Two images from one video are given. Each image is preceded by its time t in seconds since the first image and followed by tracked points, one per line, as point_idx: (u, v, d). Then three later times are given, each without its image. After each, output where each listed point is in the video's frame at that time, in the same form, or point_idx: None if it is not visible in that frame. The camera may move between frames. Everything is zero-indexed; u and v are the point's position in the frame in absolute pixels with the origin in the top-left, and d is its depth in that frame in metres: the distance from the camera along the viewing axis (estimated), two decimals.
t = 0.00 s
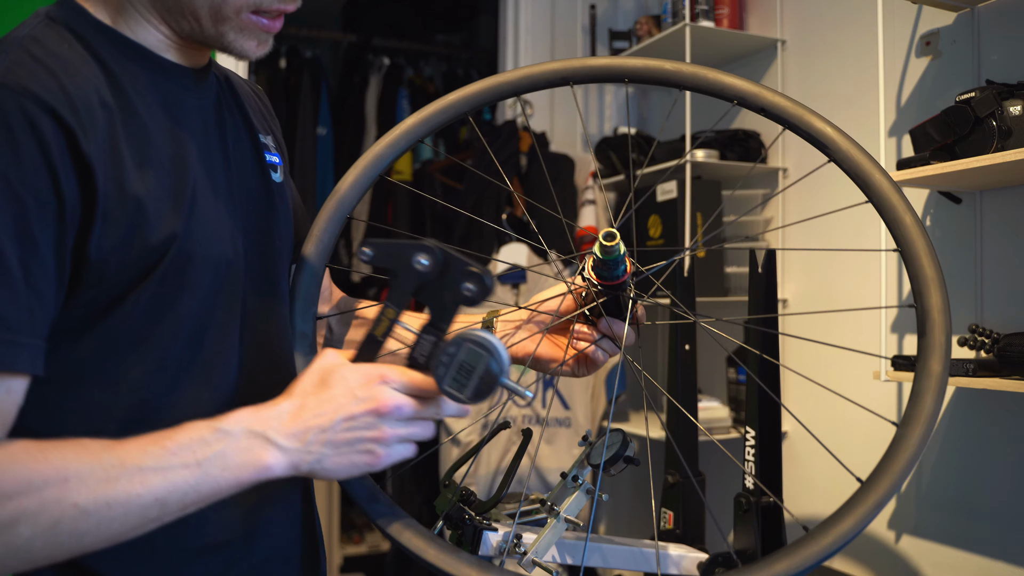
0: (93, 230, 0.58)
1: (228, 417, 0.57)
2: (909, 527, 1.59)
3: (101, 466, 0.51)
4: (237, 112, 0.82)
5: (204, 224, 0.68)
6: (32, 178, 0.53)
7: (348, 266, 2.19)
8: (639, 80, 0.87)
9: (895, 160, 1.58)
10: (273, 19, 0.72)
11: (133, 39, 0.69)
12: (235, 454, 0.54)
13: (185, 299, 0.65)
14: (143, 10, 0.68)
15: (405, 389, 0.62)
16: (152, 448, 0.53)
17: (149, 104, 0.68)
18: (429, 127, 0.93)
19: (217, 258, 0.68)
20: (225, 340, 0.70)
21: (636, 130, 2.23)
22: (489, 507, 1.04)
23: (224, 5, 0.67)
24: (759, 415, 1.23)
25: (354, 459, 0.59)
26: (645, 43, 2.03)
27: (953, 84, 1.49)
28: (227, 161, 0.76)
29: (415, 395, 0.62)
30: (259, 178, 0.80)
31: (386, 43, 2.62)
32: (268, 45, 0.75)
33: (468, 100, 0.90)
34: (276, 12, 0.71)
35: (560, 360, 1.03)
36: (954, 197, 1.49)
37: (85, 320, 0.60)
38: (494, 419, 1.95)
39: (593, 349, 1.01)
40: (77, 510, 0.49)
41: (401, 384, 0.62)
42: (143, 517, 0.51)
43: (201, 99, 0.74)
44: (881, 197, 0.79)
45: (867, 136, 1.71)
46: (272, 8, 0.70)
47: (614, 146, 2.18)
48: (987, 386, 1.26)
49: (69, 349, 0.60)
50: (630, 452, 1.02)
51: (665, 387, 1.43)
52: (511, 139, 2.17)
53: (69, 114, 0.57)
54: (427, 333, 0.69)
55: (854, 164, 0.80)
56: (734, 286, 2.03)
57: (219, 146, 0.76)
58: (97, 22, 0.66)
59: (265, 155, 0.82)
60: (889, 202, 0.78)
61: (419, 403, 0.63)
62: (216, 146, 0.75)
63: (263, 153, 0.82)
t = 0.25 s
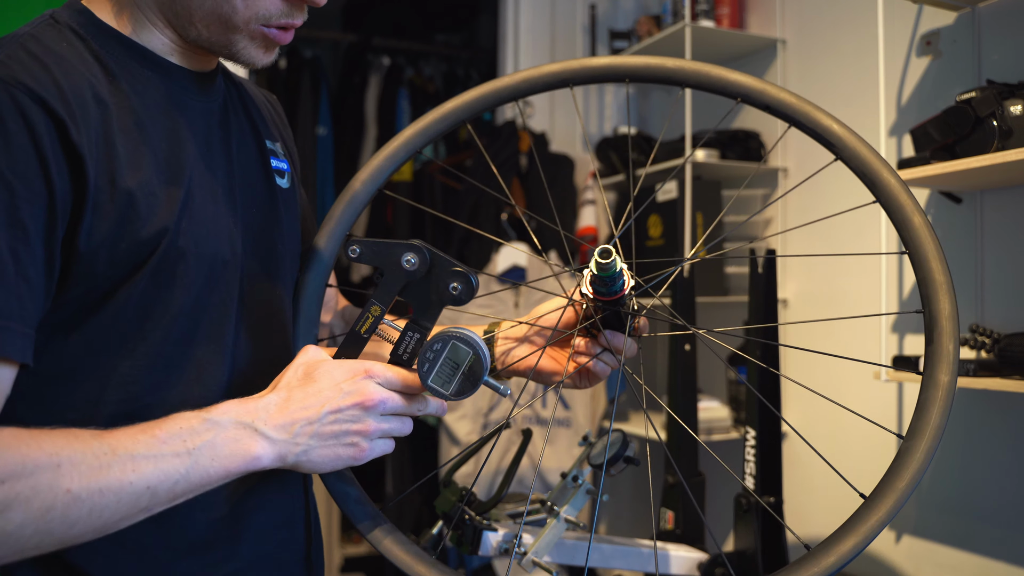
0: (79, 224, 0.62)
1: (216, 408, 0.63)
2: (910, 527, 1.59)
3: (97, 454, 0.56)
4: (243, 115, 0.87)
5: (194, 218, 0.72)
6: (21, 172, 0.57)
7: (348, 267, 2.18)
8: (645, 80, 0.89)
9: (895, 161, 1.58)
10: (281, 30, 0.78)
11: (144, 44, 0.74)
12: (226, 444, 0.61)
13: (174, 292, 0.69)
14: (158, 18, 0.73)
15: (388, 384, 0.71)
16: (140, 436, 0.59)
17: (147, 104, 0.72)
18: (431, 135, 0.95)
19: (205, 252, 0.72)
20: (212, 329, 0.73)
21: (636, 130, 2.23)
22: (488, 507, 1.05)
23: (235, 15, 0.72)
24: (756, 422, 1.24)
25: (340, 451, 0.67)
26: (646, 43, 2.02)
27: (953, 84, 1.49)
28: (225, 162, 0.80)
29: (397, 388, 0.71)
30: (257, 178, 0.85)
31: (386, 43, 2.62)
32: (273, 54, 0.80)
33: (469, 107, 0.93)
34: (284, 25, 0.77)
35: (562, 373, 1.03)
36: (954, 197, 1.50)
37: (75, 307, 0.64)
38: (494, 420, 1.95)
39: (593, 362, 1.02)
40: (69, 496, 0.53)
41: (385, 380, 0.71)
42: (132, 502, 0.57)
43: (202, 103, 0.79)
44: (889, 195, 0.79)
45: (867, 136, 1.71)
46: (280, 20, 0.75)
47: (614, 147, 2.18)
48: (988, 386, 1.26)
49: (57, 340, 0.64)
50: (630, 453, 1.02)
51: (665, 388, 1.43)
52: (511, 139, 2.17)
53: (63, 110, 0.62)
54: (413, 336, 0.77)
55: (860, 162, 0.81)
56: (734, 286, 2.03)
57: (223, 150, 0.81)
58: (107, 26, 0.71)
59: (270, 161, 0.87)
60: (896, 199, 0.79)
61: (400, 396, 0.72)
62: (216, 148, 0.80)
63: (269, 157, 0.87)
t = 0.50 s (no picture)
0: (79, 207, 0.66)
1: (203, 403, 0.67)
2: (910, 527, 1.59)
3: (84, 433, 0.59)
4: (252, 120, 0.94)
5: (189, 211, 0.77)
6: (26, 153, 0.61)
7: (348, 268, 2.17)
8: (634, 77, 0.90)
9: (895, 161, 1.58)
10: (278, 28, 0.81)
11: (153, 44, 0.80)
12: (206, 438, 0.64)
13: (166, 284, 0.74)
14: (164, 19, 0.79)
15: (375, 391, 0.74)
16: (124, 423, 0.62)
17: (149, 101, 0.78)
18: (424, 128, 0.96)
19: (197, 245, 0.77)
20: (200, 315, 0.78)
21: (636, 130, 2.23)
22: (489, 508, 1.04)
23: (229, 12, 0.76)
24: (749, 425, 1.25)
25: (320, 454, 0.70)
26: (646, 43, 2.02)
27: (953, 84, 1.49)
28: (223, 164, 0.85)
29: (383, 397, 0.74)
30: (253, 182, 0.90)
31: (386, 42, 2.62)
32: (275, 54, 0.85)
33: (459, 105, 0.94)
34: (280, 23, 0.80)
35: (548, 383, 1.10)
36: (954, 197, 1.49)
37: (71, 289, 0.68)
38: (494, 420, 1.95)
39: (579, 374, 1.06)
40: (46, 472, 0.56)
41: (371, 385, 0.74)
42: (105, 487, 0.59)
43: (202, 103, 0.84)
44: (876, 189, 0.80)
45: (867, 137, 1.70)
46: (273, 17, 0.79)
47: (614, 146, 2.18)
48: (988, 386, 1.26)
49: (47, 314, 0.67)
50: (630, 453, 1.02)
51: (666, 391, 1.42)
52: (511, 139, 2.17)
53: (69, 99, 0.66)
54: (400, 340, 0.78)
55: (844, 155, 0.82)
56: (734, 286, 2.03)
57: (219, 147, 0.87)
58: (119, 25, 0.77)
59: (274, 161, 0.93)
60: (891, 196, 0.80)
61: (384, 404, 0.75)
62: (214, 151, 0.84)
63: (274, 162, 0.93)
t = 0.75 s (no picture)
0: (76, 200, 0.73)
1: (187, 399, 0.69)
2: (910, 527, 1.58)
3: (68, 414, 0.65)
4: (282, 134, 1.00)
5: (184, 213, 0.82)
6: (31, 146, 0.68)
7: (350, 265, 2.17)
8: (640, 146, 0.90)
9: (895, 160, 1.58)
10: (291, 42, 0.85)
11: (184, 59, 0.89)
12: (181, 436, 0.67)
13: (151, 276, 0.79)
14: (194, 36, 0.87)
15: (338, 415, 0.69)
16: (114, 408, 0.67)
17: (158, 106, 0.83)
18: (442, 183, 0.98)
19: (190, 245, 0.82)
20: (187, 311, 0.82)
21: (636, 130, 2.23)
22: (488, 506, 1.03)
23: (240, 17, 0.82)
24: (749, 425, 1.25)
25: (280, 464, 0.68)
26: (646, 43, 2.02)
27: (953, 84, 1.49)
28: (235, 170, 0.90)
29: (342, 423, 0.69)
30: (265, 189, 0.94)
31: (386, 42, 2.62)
32: (289, 70, 0.88)
33: (469, 164, 0.96)
34: (289, 35, 0.84)
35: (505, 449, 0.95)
36: (954, 197, 1.49)
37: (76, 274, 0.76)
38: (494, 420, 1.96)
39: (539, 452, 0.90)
40: (23, 439, 0.62)
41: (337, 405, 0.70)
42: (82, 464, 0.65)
43: (225, 115, 0.90)
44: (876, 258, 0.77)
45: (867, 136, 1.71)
46: (279, 26, 0.83)
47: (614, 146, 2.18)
48: (988, 386, 1.26)
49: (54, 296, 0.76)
50: (629, 453, 1.04)
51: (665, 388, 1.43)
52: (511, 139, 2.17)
53: (77, 102, 0.74)
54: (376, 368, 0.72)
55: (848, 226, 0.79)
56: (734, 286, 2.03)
57: (235, 153, 0.91)
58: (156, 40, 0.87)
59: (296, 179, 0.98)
60: (891, 279, 0.76)
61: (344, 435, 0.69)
62: (222, 157, 0.89)
63: (295, 176, 0.98)
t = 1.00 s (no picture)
0: (83, 201, 0.76)
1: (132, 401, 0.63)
2: (910, 527, 1.58)
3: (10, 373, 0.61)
4: (326, 174, 0.95)
5: (180, 232, 0.81)
6: (50, 145, 0.72)
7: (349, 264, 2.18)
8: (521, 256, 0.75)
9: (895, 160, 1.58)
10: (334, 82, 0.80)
11: (235, 99, 0.87)
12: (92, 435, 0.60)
13: (131, 284, 0.79)
14: (249, 75, 0.86)
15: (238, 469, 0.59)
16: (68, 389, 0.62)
17: (184, 131, 0.83)
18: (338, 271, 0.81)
19: (178, 263, 0.81)
20: (164, 323, 0.81)
21: (636, 130, 2.22)
22: (489, 506, 1.03)
23: (289, 53, 0.79)
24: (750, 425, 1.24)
25: (157, 497, 0.58)
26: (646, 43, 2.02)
27: (953, 84, 1.49)
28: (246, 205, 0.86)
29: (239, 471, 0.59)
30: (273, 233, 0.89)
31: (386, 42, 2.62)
32: (329, 113, 0.82)
33: (384, 254, 0.79)
34: (334, 74, 0.80)
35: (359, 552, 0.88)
36: (954, 197, 1.49)
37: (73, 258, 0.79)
38: (494, 419, 1.96)
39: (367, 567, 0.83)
40: None
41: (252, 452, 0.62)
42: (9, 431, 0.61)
43: (258, 158, 0.87)
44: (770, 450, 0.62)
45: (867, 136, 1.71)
46: (325, 63, 0.78)
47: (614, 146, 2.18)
48: (988, 386, 1.26)
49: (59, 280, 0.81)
50: (629, 453, 1.02)
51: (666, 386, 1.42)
52: (510, 139, 2.16)
53: (104, 115, 0.77)
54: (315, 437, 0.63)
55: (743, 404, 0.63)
56: (734, 286, 2.02)
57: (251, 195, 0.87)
58: (215, 76, 0.88)
59: (317, 229, 0.93)
60: (787, 531, 0.59)
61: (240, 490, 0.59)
62: (238, 191, 0.86)
63: (317, 224, 0.93)
